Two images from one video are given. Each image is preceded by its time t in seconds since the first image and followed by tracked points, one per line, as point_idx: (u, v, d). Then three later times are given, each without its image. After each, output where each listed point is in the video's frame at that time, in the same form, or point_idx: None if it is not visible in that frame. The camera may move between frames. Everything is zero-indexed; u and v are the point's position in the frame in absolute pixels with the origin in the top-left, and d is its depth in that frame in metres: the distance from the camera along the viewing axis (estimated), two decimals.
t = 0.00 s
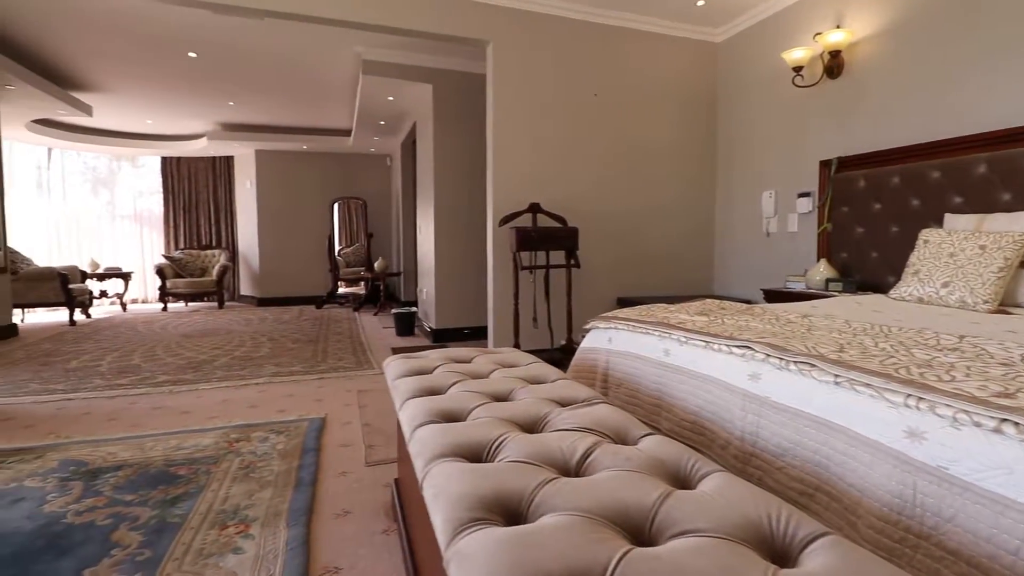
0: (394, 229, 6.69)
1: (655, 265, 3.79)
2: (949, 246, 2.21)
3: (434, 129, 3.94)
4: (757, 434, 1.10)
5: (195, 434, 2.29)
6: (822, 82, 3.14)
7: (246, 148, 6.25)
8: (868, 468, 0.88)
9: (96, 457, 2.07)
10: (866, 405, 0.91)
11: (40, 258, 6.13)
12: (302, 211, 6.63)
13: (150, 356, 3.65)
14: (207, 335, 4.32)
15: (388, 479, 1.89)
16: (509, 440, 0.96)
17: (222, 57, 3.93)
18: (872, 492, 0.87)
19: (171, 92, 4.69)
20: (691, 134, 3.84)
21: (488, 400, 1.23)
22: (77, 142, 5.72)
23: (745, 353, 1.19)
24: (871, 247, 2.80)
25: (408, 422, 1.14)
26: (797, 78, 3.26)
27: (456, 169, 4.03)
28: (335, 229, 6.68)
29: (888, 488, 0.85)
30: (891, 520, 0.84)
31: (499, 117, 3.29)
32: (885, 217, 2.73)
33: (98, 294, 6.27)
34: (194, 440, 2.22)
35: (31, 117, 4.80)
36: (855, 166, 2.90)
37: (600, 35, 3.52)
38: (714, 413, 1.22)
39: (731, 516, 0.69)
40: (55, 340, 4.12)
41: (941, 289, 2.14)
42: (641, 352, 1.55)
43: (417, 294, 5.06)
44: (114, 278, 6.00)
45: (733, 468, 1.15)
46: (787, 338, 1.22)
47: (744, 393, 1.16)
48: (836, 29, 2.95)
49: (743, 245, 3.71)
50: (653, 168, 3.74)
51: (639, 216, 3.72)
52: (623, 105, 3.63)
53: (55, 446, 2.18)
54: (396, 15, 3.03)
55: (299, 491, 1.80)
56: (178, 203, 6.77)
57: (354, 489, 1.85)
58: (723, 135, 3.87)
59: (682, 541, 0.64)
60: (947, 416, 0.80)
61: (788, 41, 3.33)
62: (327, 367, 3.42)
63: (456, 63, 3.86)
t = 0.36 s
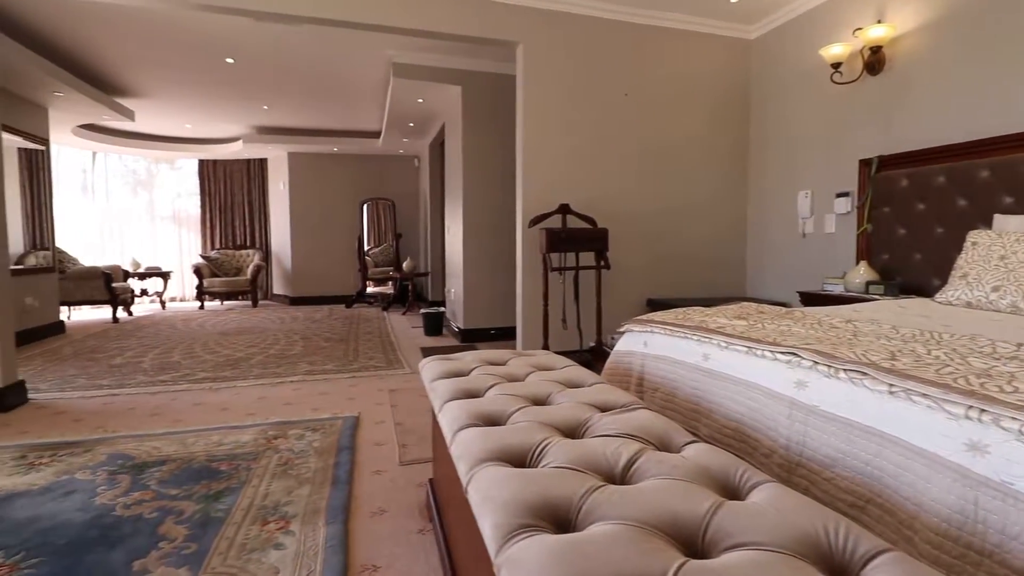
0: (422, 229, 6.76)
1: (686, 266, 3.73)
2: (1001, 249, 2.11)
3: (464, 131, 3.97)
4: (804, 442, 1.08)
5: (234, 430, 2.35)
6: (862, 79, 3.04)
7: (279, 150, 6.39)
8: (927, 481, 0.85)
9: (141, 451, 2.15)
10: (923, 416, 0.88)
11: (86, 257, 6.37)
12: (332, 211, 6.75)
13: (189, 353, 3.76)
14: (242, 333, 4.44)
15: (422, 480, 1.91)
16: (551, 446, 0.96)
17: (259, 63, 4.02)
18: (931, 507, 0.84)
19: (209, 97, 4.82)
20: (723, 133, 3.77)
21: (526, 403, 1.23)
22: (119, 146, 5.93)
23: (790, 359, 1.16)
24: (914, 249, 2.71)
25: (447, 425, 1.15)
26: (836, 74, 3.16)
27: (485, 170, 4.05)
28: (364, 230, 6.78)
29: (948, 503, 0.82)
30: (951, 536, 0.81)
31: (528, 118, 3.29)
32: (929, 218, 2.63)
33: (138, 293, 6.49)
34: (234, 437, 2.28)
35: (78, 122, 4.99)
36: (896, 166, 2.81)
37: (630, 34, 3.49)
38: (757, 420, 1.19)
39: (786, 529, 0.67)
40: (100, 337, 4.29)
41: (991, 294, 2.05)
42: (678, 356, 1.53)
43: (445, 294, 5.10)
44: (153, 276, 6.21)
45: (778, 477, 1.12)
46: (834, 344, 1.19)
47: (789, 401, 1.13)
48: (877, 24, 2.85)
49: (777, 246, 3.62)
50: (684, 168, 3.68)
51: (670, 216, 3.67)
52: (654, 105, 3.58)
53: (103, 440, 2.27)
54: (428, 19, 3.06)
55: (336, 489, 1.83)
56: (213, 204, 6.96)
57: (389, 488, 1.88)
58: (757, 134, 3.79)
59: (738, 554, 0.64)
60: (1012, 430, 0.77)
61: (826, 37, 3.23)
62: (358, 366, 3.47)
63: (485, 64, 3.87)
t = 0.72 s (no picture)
0: (449, 229, 6.80)
1: (717, 267, 3.67)
2: None
3: (493, 131, 3.98)
4: (852, 450, 1.05)
5: (271, 427, 2.41)
6: (904, 75, 2.94)
7: (310, 152, 6.51)
8: (987, 493, 0.82)
9: (183, 446, 2.22)
10: (982, 425, 0.85)
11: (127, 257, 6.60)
12: (361, 212, 6.85)
13: (226, 351, 3.86)
14: (275, 331, 4.54)
15: (455, 479, 1.92)
16: (593, 449, 0.96)
17: (292, 67, 4.10)
18: (990, 519, 0.81)
19: (244, 101, 4.94)
20: (756, 131, 3.70)
21: (563, 405, 1.23)
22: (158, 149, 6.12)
23: (837, 364, 1.14)
24: (960, 250, 2.61)
25: (486, 426, 1.15)
26: (876, 70, 3.06)
27: (514, 171, 4.05)
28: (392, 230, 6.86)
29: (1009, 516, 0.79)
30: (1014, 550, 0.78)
31: (557, 119, 3.28)
32: (976, 217, 2.53)
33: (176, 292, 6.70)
34: (271, 433, 2.34)
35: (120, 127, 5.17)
36: (941, 163, 2.71)
37: (661, 32, 3.45)
38: (801, 426, 1.17)
39: (842, 540, 0.66)
40: (141, 334, 4.44)
41: None
42: (716, 359, 1.51)
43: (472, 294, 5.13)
44: (190, 276, 6.39)
45: (823, 484, 1.10)
46: (883, 350, 1.16)
47: (836, 407, 1.10)
48: (920, 17, 2.74)
49: (813, 246, 3.54)
50: (715, 167, 3.62)
51: (701, 216, 3.62)
52: (685, 103, 3.53)
53: (147, 434, 2.34)
54: (458, 21, 3.07)
55: (371, 486, 1.86)
56: (246, 205, 7.13)
57: (423, 487, 1.90)
58: (791, 131, 3.71)
59: (794, 565, 0.62)
60: None
61: (865, 31, 3.14)
62: (388, 365, 3.51)
63: (514, 65, 3.88)
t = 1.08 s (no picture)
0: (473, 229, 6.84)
1: (747, 268, 3.62)
2: None
3: (519, 132, 3.99)
4: (899, 457, 1.02)
5: (303, 423, 2.46)
6: (944, 70, 2.84)
7: (338, 154, 6.62)
8: None
9: (220, 441, 2.28)
10: None
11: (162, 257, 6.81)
12: (387, 213, 6.93)
13: (258, 348, 3.95)
14: (305, 330, 4.62)
15: (486, 479, 1.94)
16: (633, 452, 0.96)
17: (322, 71, 4.18)
18: None
19: (275, 104, 5.05)
20: (788, 129, 3.63)
21: (599, 407, 1.23)
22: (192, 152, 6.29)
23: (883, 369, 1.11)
24: (1004, 251, 2.52)
25: (522, 427, 1.16)
26: (914, 66, 2.97)
27: (540, 171, 4.05)
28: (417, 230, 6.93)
29: None
30: None
31: (584, 119, 3.27)
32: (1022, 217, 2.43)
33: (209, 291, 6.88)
34: (304, 430, 2.38)
35: (157, 131, 5.34)
36: (984, 161, 2.62)
37: (690, 30, 3.41)
38: (845, 432, 1.14)
39: (898, 550, 0.65)
40: (176, 332, 4.57)
41: None
42: (752, 361, 1.49)
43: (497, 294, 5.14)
44: (222, 275, 6.56)
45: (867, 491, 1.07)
46: (932, 355, 1.12)
47: (883, 413, 1.08)
48: (962, 11, 2.66)
49: (847, 246, 3.45)
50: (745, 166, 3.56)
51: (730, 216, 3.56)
52: (714, 101, 3.49)
53: (185, 429, 2.41)
54: (485, 23, 3.09)
55: (402, 484, 1.88)
56: (276, 206, 7.28)
57: (454, 486, 1.91)
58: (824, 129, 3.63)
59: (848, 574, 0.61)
60: None
61: (902, 26, 3.05)
62: (415, 364, 3.55)
63: (541, 65, 3.88)
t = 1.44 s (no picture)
0: (496, 229, 6.85)
1: (776, 268, 3.55)
2: None
3: (544, 132, 3.99)
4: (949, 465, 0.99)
5: (333, 421, 2.50)
6: (985, 65, 2.74)
7: (363, 155, 6.70)
8: None
9: (253, 438, 2.33)
10: None
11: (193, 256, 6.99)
12: (411, 213, 6.99)
13: (286, 347, 4.02)
14: (331, 329, 4.70)
15: (515, 479, 1.94)
16: (673, 457, 0.95)
17: (349, 74, 4.24)
18: None
19: (302, 107, 5.14)
20: (819, 127, 3.55)
21: (633, 410, 1.22)
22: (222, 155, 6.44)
23: (931, 375, 1.08)
24: None
25: (556, 429, 1.16)
26: (954, 60, 2.87)
27: (564, 171, 4.04)
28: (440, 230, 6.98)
29: None
30: None
31: (610, 118, 3.25)
32: None
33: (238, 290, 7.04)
34: (334, 427, 2.42)
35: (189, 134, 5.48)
36: None
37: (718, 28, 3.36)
38: (890, 438, 1.11)
39: (957, 563, 0.63)
40: (208, 330, 4.68)
41: None
42: (789, 364, 1.46)
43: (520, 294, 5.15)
44: (251, 275, 6.70)
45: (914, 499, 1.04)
46: (983, 361, 1.09)
47: (931, 420, 1.04)
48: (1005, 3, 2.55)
49: (881, 247, 3.37)
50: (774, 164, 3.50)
51: (758, 215, 3.50)
52: (742, 99, 3.43)
53: (219, 425, 2.47)
54: (511, 24, 3.09)
55: (431, 483, 1.90)
56: (302, 206, 7.41)
57: (483, 486, 1.92)
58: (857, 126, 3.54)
59: None
60: None
61: (941, 20, 2.96)
62: (441, 363, 3.58)
63: (566, 65, 3.87)
